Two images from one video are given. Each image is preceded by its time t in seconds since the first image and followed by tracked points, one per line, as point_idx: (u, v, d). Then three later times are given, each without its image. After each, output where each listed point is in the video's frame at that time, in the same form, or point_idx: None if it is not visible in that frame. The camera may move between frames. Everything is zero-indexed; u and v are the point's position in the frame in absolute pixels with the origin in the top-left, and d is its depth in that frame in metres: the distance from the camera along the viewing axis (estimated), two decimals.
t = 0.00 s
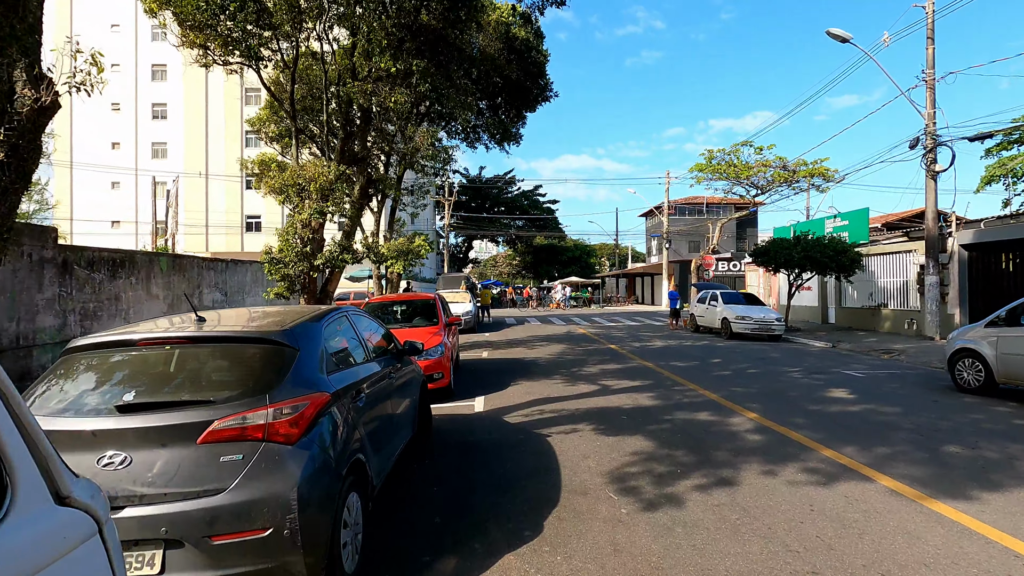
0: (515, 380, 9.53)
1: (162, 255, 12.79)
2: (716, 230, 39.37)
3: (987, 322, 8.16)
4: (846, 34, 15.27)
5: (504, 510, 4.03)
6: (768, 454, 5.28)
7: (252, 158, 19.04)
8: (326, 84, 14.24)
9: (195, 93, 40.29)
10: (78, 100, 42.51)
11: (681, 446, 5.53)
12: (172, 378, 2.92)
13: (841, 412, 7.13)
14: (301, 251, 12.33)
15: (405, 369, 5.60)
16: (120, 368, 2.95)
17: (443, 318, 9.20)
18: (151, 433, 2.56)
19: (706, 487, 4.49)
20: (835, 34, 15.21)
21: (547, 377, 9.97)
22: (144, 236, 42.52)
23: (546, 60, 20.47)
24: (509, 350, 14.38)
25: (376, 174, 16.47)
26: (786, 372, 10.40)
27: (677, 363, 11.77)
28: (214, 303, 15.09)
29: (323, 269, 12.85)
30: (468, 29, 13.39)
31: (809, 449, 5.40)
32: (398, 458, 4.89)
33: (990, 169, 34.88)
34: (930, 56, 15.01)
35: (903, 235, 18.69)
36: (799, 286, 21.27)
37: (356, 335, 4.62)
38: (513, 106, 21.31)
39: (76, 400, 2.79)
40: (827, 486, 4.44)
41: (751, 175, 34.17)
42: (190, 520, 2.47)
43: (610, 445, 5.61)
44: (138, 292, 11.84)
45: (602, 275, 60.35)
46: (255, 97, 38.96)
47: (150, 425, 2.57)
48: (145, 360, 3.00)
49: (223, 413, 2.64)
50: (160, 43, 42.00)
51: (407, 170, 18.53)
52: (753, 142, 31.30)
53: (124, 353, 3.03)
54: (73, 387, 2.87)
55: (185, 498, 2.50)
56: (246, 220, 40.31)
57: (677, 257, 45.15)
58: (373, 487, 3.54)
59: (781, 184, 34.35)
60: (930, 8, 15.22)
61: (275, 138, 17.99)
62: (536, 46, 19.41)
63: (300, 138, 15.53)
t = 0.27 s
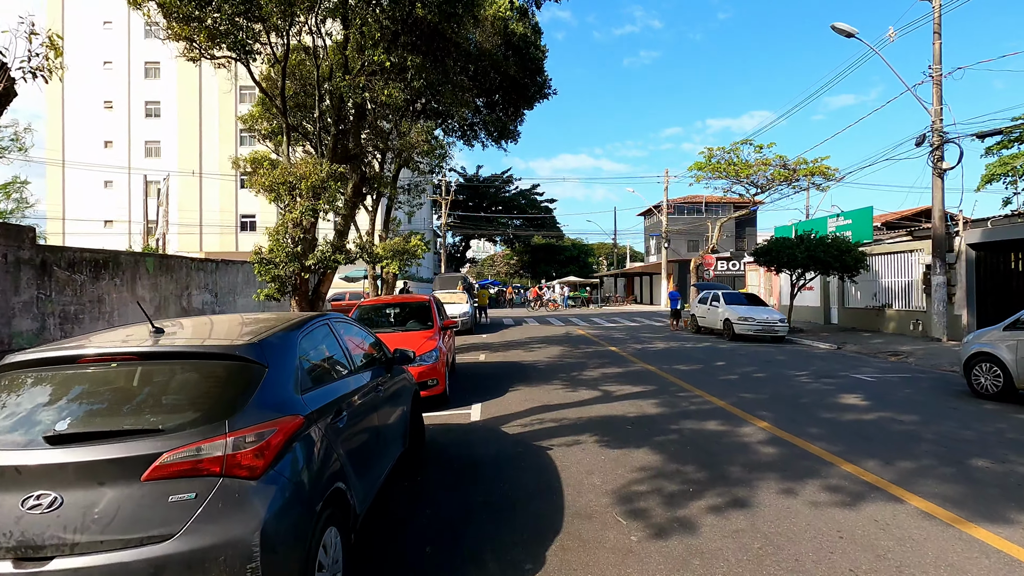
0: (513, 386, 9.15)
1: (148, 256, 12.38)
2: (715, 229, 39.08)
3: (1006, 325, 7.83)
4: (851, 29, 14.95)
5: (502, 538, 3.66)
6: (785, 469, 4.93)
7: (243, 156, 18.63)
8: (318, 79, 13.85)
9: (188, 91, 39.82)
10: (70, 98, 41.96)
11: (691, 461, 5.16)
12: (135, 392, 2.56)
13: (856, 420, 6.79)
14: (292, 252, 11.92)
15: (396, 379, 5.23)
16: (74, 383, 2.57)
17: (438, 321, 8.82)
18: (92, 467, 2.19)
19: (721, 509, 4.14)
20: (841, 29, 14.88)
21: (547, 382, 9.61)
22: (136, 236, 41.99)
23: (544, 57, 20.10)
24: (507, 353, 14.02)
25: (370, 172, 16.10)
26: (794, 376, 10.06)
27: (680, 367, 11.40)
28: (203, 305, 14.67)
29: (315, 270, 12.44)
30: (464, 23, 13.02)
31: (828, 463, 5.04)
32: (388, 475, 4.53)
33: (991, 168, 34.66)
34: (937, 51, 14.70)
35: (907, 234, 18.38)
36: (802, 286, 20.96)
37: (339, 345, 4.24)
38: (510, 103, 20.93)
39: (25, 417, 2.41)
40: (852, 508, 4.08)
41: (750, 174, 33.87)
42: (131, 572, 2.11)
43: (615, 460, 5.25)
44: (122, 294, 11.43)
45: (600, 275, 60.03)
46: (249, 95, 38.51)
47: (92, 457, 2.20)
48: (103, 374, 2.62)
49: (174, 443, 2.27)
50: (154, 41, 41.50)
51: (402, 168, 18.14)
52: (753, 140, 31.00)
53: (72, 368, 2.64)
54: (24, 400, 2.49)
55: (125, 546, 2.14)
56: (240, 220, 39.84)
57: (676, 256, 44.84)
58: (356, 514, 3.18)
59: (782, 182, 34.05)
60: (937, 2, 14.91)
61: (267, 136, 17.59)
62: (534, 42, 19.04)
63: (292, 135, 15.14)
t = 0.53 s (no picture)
0: (513, 389, 8.78)
1: (137, 254, 12.00)
2: (716, 228, 38.79)
3: None
4: (860, 23, 14.61)
5: (505, 563, 3.29)
6: (808, 482, 4.57)
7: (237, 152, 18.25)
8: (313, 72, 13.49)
9: (184, 88, 39.41)
10: (65, 95, 41.52)
11: (705, 473, 4.78)
12: (96, 400, 2.22)
13: (876, 427, 6.43)
14: (285, 249, 11.54)
15: (389, 384, 4.85)
16: (18, 392, 2.23)
17: (435, 322, 8.46)
18: (19, 498, 1.84)
19: (743, 528, 3.78)
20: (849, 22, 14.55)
21: (549, 384, 9.25)
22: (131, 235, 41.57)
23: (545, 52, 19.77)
24: (507, 354, 13.66)
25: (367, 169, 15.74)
26: (805, 379, 9.70)
27: (686, 369, 11.04)
28: (195, 305, 14.28)
29: (309, 269, 12.06)
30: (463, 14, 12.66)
31: (855, 477, 4.67)
32: (381, 489, 4.16)
33: (994, 167, 34.38)
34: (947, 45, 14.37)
35: (914, 233, 18.06)
36: (806, 286, 20.63)
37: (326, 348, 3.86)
38: (510, 99, 20.57)
39: None
40: (888, 530, 3.71)
41: (752, 173, 33.57)
42: None
43: (624, 471, 4.89)
44: (109, 293, 11.05)
45: (600, 275, 59.73)
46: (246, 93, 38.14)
47: (22, 486, 1.86)
48: (53, 381, 2.28)
49: (120, 468, 1.91)
50: (149, 37, 41.07)
51: (400, 165, 17.79)
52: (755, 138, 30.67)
53: (5, 378, 2.27)
54: None
55: None
56: (237, 219, 39.49)
57: (676, 256, 44.51)
58: (340, 540, 2.81)
59: (784, 181, 33.74)
60: None
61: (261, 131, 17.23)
62: (535, 37, 18.71)
63: (287, 130, 14.80)
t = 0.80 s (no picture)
0: (515, 394, 8.38)
1: (124, 253, 11.61)
2: (718, 228, 38.41)
3: None
4: (870, 15, 14.22)
5: None
6: (839, 502, 4.17)
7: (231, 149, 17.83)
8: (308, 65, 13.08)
9: (181, 85, 39.00)
10: (60, 92, 41.11)
11: (725, 491, 4.39)
12: (39, 419, 1.88)
13: (901, 437, 6.03)
14: (277, 248, 11.13)
15: (381, 395, 4.45)
16: None
17: (433, 323, 8.07)
18: None
19: (774, 558, 3.37)
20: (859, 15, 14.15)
21: (551, 388, 8.86)
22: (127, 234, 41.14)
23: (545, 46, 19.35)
24: (508, 355, 13.28)
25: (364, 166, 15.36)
26: (818, 383, 9.31)
27: (693, 372, 10.64)
28: (186, 305, 13.89)
29: (303, 269, 11.66)
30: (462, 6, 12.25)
31: (889, 496, 4.27)
32: (371, 511, 3.77)
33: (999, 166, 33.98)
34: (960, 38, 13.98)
35: (923, 232, 17.68)
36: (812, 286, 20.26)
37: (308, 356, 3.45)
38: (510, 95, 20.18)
39: None
40: (936, 560, 3.32)
41: (755, 171, 33.19)
42: None
43: (637, 488, 4.48)
44: (95, 293, 10.65)
45: (600, 274, 59.37)
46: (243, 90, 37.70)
47: None
48: None
49: (25, 523, 1.55)
50: (146, 34, 40.65)
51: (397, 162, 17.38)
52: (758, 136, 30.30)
53: None
54: None
55: None
56: (234, 217, 39.10)
57: (677, 255, 44.12)
58: None
59: (787, 180, 33.36)
60: None
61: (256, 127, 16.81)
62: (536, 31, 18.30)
63: (281, 126, 14.40)
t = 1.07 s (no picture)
0: (515, 398, 7.98)
1: (110, 250, 11.20)
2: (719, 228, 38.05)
3: None
4: (880, 8, 13.86)
5: None
6: (871, 521, 3.78)
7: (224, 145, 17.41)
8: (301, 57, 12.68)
9: (177, 83, 38.62)
10: (56, 90, 40.73)
11: (746, 508, 4.00)
12: None
13: (927, 445, 5.64)
14: (268, 245, 10.72)
15: (370, 399, 4.11)
16: None
17: (429, 323, 7.68)
18: None
19: None
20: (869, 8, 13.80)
21: (553, 392, 8.46)
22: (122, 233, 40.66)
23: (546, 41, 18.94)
24: (507, 357, 12.87)
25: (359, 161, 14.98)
26: (831, 387, 8.92)
27: (699, 375, 10.26)
28: (176, 305, 13.46)
29: (295, 267, 11.24)
30: None
31: (926, 514, 3.88)
32: (354, 529, 3.45)
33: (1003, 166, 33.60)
34: (972, 32, 13.63)
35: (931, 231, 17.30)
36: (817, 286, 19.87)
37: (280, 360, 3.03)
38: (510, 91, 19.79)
39: None
40: None
41: (757, 171, 32.84)
42: None
43: (648, 504, 4.09)
44: (78, 292, 10.24)
45: (600, 275, 58.96)
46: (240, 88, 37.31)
47: None
48: None
49: None
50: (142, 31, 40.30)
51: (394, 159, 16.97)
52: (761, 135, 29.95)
53: None
54: None
55: None
56: (231, 217, 38.66)
57: (678, 256, 43.71)
58: None
59: (789, 179, 33.00)
60: None
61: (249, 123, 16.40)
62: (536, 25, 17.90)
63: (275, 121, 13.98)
